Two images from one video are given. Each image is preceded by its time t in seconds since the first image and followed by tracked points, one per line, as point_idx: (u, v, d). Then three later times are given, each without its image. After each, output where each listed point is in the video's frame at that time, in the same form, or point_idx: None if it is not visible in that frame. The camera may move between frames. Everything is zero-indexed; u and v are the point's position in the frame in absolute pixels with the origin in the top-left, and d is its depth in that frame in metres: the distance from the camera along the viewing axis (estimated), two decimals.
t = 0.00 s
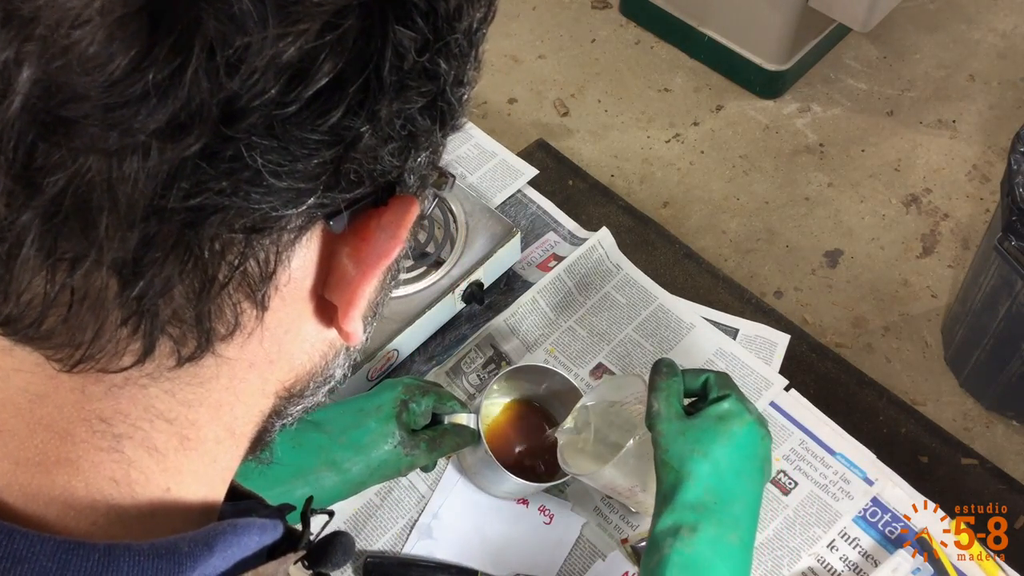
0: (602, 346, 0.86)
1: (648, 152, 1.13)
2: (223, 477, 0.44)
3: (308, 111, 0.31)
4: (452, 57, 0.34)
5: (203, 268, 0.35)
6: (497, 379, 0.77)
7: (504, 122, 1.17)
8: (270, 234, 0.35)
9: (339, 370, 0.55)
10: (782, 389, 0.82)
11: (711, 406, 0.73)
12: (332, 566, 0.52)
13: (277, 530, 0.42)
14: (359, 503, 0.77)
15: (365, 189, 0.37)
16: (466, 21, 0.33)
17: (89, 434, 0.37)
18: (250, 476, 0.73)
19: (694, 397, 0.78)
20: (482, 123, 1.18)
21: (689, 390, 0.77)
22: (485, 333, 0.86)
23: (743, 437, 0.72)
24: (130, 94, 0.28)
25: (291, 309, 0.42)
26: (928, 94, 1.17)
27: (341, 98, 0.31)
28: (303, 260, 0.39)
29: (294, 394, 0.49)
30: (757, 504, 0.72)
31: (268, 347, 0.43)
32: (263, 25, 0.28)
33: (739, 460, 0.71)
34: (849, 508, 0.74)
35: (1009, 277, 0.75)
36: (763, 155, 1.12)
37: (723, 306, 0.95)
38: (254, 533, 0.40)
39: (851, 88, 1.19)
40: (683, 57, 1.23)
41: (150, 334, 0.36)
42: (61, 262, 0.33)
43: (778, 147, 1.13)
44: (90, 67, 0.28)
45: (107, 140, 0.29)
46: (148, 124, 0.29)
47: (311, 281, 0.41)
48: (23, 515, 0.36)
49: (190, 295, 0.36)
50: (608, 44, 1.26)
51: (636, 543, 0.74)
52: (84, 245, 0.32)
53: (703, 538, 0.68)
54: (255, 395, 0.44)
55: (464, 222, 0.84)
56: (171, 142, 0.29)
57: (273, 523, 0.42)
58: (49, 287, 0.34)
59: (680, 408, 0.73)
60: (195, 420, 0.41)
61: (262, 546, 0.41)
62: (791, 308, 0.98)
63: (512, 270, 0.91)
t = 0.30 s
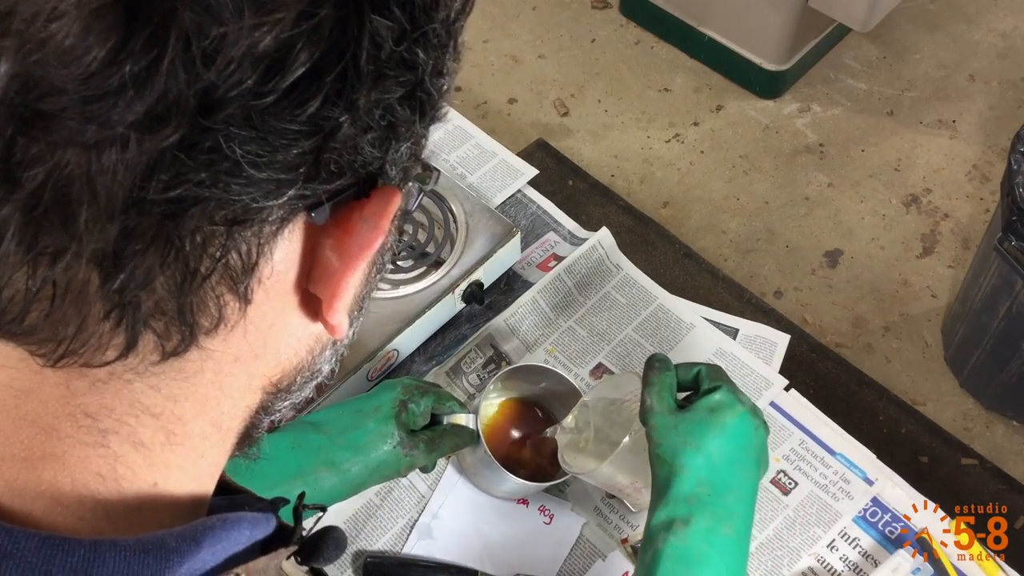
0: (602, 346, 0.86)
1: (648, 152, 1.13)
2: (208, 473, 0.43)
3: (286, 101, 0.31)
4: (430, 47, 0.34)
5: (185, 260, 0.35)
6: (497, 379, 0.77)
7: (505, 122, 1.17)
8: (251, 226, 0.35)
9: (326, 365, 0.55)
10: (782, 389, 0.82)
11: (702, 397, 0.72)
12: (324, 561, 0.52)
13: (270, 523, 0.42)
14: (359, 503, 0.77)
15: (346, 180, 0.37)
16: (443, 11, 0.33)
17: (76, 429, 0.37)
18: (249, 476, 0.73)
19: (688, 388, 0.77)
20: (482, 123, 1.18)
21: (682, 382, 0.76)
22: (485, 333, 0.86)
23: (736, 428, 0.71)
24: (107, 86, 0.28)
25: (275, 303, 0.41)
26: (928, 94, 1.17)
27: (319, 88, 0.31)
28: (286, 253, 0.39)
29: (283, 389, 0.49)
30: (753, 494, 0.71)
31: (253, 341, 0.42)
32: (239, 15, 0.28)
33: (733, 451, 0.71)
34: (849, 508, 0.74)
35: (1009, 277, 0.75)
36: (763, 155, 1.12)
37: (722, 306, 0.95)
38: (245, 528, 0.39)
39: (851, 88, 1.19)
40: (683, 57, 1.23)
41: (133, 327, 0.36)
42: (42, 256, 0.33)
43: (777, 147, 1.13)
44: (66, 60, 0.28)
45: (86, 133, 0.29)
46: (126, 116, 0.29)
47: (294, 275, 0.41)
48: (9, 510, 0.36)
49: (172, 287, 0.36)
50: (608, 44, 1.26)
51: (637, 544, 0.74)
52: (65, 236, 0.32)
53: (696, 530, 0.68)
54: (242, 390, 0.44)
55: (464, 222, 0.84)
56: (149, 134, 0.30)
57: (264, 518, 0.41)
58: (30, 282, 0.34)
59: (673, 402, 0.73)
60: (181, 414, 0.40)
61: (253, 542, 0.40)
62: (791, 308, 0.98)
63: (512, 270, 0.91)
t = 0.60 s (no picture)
0: (602, 346, 0.86)
1: (648, 152, 1.13)
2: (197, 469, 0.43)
3: (261, 93, 0.31)
4: (409, 36, 0.34)
5: (164, 254, 0.35)
6: (496, 378, 0.77)
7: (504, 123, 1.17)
8: (231, 219, 0.35)
9: (318, 358, 0.54)
10: (783, 389, 0.82)
11: (693, 389, 0.72)
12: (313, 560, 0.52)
13: (260, 522, 0.42)
14: (359, 503, 0.77)
15: (327, 171, 0.36)
16: None
17: (61, 423, 0.37)
18: (249, 477, 0.73)
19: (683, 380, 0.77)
20: (483, 123, 1.18)
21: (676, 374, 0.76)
22: (485, 333, 0.86)
23: (728, 418, 0.71)
24: (79, 80, 0.28)
25: (260, 297, 0.41)
26: (928, 94, 1.17)
27: (294, 79, 0.31)
28: (268, 246, 0.39)
29: (273, 384, 0.48)
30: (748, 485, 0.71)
31: (240, 335, 0.42)
32: (210, 5, 0.28)
33: (726, 442, 0.71)
34: (849, 508, 0.74)
35: (1009, 277, 0.75)
36: (763, 155, 1.12)
37: (722, 305, 0.95)
38: (234, 524, 0.39)
39: (851, 88, 1.19)
40: (683, 57, 1.23)
41: (114, 322, 0.36)
42: (20, 250, 0.33)
43: (777, 147, 1.13)
44: (36, 53, 0.28)
45: (60, 127, 0.29)
46: (100, 110, 0.29)
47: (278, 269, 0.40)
48: None
49: (152, 281, 0.36)
50: (608, 44, 1.26)
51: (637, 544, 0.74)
52: (42, 233, 0.32)
53: (688, 522, 0.68)
54: (230, 385, 0.43)
55: (464, 223, 0.84)
56: (123, 127, 0.30)
57: (254, 516, 0.41)
58: (9, 279, 0.34)
59: (666, 394, 0.72)
60: (168, 409, 0.40)
61: (244, 540, 0.41)
62: (791, 308, 0.98)
63: (512, 270, 0.91)
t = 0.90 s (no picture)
0: (602, 346, 0.86)
1: (648, 152, 1.13)
2: (189, 466, 0.42)
3: (240, 86, 0.31)
4: (388, 27, 0.33)
5: (147, 250, 0.35)
6: (495, 378, 0.77)
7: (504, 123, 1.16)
8: (215, 214, 0.35)
9: (307, 355, 0.54)
10: (782, 389, 0.82)
11: (683, 379, 0.72)
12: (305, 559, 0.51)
13: (253, 521, 0.41)
14: (359, 503, 0.77)
15: (310, 165, 0.36)
16: None
17: (49, 422, 0.37)
18: (247, 479, 0.72)
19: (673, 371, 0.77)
20: (483, 123, 1.18)
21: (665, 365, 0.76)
22: (485, 333, 0.86)
23: (718, 408, 0.70)
24: (58, 77, 0.28)
25: (246, 293, 0.41)
26: (928, 94, 1.17)
27: (272, 72, 0.31)
28: (253, 240, 0.39)
29: (263, 381, 0.48)
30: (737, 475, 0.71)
31: (227, 330, 0.42)
32: None
33: (716, 431, 0.70)
34: (849, 508, 0.74)
35: (1009, 277, 0.75)
36: (763, 155, 1.12)
37: (722, 305, 0.95)
38: (224, 523, 0.39)
39: (851, 88, 1.19)
40: (683, 57, 1.23)
41: (99, 319, 0.37)
42: (3, 249, 0.33)
43: (778, 147, 1.13)
44: (13, 51, 0.28)
45: (39, 125, 0.29)
46: (78, 108, 0.29)
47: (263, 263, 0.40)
48: None
49: (136, 276, 0.36)
50: (608, 44, 1.26)
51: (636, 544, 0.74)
52: (24, 231, 0.32)
53: (679, 513, 0.67)
54: (219, 381, 0.43)
55: (464, 223, 0.84)
56: (102, 124, 0.30)
57: (246, 515, 0.41)
58: None
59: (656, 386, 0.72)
60: (157, 407, 0.40)
61: (236, 539, 0.40)
62: (791, 308, 0.98)
63: (512, 269, 0.91)
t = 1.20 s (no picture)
0: (602, 346, 0.86)
1: (648, 152, 1.13)
2: (179, 461, 0.43)
3: (225, 78, 0.31)
4: (371, 19, 0.33)
5: (135, 244, 0.35)
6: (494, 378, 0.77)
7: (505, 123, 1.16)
8: (202, 207, 0.35)
9: (297, 351, 0.54)
10: (782, 389, 0.82)
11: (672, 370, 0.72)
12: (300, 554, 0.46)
13: (245, 520, 0.41)
14: (359, 503, 0.77)
15: (297, 158, 0.36)
16: None
17: (37, 419, 0.37)
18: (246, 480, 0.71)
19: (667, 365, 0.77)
20: (483, 123, 1.18)
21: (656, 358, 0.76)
22: (485, 333, 0.86)
23: (708, 399, 0.70)
24: (43, 70, 0.29)
25: (234, 287, 0.41)
26: (928, 94, 1.17)
27: (256, 63, 0.31)
28: (240, 235, 0.39)
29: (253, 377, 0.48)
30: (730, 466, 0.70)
31: (215, 324, 0.42)
32: None
33: (706, 421, 0.70)
34: (849, 508, 0.74)
35: (1009, 277, 0.75)
36: (763, 155, 1.12)
37: (722, 305, 0.95)
38: (215, 522, 0.39)
39: (851, 88, 1.19)
40: (683, 57, 1.23)
41: (87, 314, 0.36)
42: None
43: (777, 147, 1.13)
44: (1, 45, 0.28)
45: (26, 120, 0.30)
46: (64, 102, 0.29)
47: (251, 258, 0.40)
48: None
49: (124, 270, 0.36)
50: (608, 44, 1.26)
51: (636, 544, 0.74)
52: (11, 225, 0.32)
53: (668, 503, 0.67)
54: (209, 377, 0.43)
55: (464, 223, 0.84)
56: (88, 117, 0.30)
57: (236, 514, 0.41)
58: None
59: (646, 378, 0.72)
60: (146, 403, 0.40)
61: (226, 538, 0.40)
62: (791, 308, 0.98)
63: (512, 269, 0.91)
